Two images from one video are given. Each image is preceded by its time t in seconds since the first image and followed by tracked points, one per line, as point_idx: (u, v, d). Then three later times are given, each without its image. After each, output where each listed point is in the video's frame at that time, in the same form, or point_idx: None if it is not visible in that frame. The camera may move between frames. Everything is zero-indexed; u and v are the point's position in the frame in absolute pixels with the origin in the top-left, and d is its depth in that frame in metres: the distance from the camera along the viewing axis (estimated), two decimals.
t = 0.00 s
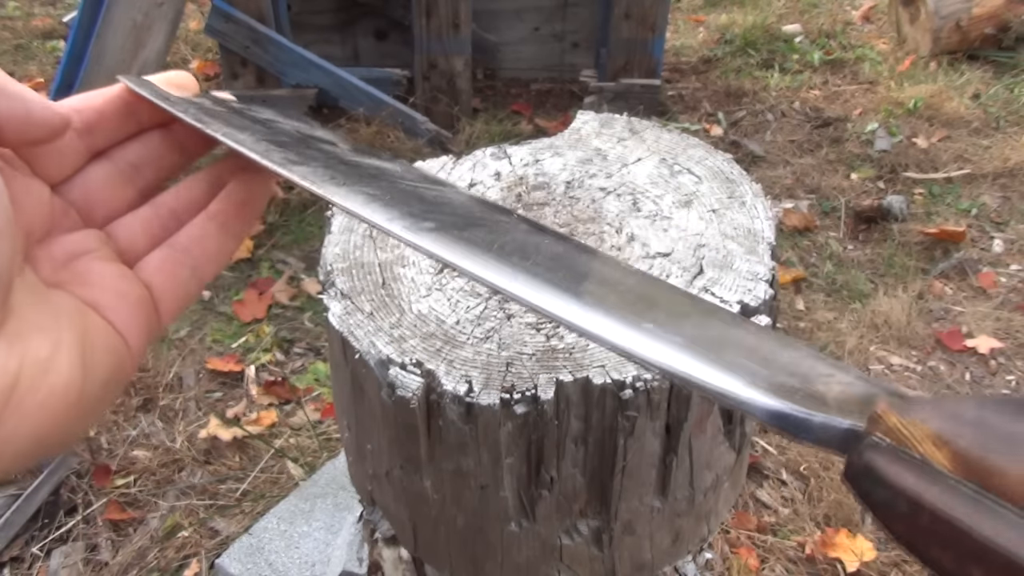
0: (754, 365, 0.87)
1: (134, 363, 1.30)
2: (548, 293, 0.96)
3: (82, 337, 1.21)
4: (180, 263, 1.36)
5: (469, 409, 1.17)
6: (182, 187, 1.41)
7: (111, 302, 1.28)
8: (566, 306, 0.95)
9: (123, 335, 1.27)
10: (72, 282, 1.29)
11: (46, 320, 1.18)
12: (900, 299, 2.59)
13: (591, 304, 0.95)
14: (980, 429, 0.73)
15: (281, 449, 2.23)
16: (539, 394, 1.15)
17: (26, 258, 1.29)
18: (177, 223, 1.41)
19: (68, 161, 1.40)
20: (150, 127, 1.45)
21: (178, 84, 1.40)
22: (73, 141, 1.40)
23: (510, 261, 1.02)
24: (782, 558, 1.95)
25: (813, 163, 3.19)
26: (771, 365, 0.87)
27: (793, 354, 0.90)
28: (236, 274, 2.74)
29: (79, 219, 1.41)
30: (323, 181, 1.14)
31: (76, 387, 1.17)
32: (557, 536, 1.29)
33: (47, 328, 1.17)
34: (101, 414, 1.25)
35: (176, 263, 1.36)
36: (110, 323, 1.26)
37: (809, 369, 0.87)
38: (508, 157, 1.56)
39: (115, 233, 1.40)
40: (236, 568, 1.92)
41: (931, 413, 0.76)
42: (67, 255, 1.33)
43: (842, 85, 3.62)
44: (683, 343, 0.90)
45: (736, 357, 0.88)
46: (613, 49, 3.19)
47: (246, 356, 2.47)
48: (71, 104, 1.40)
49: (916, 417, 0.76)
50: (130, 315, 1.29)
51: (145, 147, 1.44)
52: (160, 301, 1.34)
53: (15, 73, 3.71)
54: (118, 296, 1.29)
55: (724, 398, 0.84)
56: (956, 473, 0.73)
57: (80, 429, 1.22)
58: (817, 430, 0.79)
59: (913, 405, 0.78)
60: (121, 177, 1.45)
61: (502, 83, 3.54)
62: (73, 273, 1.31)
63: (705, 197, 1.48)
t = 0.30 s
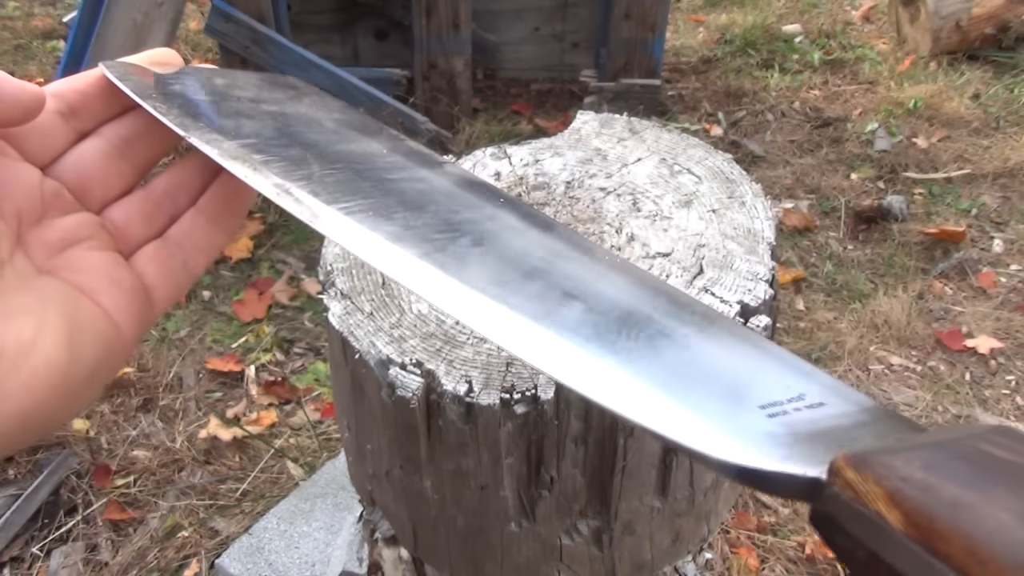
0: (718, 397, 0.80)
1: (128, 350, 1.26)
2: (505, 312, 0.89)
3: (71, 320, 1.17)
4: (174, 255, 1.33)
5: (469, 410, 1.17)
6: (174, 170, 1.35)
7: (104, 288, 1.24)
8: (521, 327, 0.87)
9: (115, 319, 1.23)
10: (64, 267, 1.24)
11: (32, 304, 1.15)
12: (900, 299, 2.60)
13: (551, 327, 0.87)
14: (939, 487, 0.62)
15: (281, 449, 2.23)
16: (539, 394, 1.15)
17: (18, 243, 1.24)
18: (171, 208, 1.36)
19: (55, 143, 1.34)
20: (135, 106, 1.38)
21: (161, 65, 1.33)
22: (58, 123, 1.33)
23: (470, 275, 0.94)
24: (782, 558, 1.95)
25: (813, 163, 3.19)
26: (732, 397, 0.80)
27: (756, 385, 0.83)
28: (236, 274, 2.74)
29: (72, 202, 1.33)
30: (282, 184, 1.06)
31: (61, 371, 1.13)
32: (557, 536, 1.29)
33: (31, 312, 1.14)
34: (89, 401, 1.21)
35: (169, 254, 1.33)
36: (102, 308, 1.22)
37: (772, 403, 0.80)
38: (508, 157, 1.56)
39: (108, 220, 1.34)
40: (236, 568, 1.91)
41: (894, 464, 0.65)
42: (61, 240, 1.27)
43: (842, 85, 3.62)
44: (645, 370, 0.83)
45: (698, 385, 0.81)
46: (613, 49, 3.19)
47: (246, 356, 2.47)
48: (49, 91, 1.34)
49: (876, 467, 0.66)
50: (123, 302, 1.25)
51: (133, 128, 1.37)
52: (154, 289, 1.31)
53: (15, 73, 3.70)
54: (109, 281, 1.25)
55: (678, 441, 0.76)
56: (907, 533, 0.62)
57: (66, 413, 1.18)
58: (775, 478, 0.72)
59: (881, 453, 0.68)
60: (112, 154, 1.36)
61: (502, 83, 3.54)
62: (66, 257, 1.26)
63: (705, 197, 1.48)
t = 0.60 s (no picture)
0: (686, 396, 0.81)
1: (129, 341, 1.24)
2: (478, 312, 0.90)
3: (71, 309, 1.15)
4: (174, 250, 1.32)
5: (469, 410, 1.17)
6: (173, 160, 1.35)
7: (105, 278, 1.23)
8: (496, 329, 0.88)
9: (115, 309, 1.22)
10: (65, 257, 1.23)
11: (31, 292, 1.14)
12: (900, 299, 2.60)
13: (521, 328, 0.89)
14: (891, 487, 0.65)
15: (281, 449, 2.23)
16: (539, 394, 1.15)
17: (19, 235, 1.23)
18: (172, 200, 1.35)
19: (55, 134, 1.33)
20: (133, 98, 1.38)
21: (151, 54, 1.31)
22: (57, 114, 1.33)
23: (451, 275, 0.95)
24: (782, 558, 1.95)
25: (813, 163, 3.19)
26: (698, 395, 0.82)
27: (725, 377, 0.84)
28: (236, 274, 2.74)
29: (74, 190, 1.32)
30: (269, 182, 1.07)
31: (61, 357, 1.12)
32: (558, 536, 1.29)
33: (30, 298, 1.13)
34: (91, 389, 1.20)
35: (171, 249, 1.32)
36: (103, 298, 1.21)
37: (739, 395, 0.82)
38: (508, 157, 1.56)
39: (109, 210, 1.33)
40: (236, 568, 1.91)
41: (849, 462, 0.68)
42: (63, 230, 1.25)
43: (842, 85, 3.62)
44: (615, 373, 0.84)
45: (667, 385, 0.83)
46: (613, 49, 3.19)
47: (246, 356, 2.47)
48: (47, 85, 1.34)
49: (837, 463, 0.69)
50: (124, 291, 1.24)
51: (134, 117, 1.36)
52: (155, 281, 1.29)
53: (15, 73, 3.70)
54: (110, 271, 1.24)
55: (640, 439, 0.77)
56: (859, 530, 0.66)
57: (67, 401, 1.17)
58: (743, 478, 0.74)
59: (839, 448, 0.70)
60: (112, 141, 1.34)
61: (502, 83, 3.54)
62: (67, 247, 1.24)
63: (705, 197, 1.48)
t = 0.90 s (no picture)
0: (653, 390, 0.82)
1: (140, 339, 1.23)
2: (452, 312, 0.92)
3: (81, 305, 1.15)
4: (186, 254, 1.31)
5: (469, 410, 1.17)
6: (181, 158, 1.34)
7: (118, 276, 1.22)
8: (468, 327, 0.90)
9: (127, 307, 1.21)
10: (77, 255, 1.22)
11: (41, 289, 1.15)
12: (900, 299, 2.60)
13: (493, 326, 0.90)
14: (838, 480, 0.65)
15: (281, 449, 2.23)
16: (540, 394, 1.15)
17: (32, 231, 1.23)
18: (184, 200, 1.35)
19: (65, 132, 1.31)
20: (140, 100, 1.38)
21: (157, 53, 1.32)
22: (66, 114, 1.32)
23: (429, 286, 0.96)
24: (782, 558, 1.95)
25: (813, 163, 3.19)
26: (664, 386, 0.83)
27: (692, 370, 0.85)
28: (236, 274, 2.74)
29: (87, 187, 1.30)
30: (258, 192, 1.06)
31: (70, 352, 1.12)
32: (557, 536, 1.29)
33: (40, 295, 1.13)
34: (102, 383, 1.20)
35: (182, 254, 1.31)
36: (114, 295, 1.20)
37: (705, 383, 0.83)
38: (508, 157, 1.56)
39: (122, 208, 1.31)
40: (236, 568, 1.91)
41: (799, 455, 0.68)
42: (77, 227, 1.24)
43: (842, 85, 3.62)
44: (589, 369, 0.86)
45: (635, 380, 0.84)
46: (613, 49, 3.19)
47: (246, 356, 2.47)
48: (57, 88, 1.33)
49: (790, 455, 0.68)
50: (137, 290, 1.23)
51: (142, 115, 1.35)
52: (167, 283, 1.28)
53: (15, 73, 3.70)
54: (122, 269, 1.23)
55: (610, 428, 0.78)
56: (808, 523, 0.67)
57: (77, 395, 1.17)
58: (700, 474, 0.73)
59: (791, 440, 0.69)
60: (122, 137, 1.33)
61: (502, 83, 3.54)
62: (80, 244, 1.23)
63: (705, 197, 1.48)
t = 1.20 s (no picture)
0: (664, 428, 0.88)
1: (144, 334, 1.23)
2: (466, 344, 0.94)
3: (84, 298, 1.15)
4: (190, 248, 1.30)
5: (469, 410, 1.17)
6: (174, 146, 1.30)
7: (121, 271, 1.21)
8: (484, 361, 0.93)
9: (130, 302, 1.20)
10: (79, 249, 1.22)
11: (44, 281, 1.14)
12: (900, 299, 2.60)
13: (507, 360, 0.94)
14: (840, 546, 0.71)
15: (281, 449, 2.23)
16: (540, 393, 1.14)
17: (35, 221, 1.23)
18: (185, 187, 1.34)
19: (63, 119, 1.31)
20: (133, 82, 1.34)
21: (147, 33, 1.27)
22: (65, 101, 1.32)
23: (440, 309, 0.97)
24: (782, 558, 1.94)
25: (813, 163, 3.19)
26: (671, 423, 0.88)
27: (697, 401, 0.91)
28: (236, 274, 2.74)
29: (88, 175, 1.30)
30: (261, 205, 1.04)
31: (72, 346, 1.12)
32: (558, 536, 1.29)
33: (42, 287, 1.13)
34: (106, 378, 1.20)
35: (186, 248, 1.29)
36: (117, 289, 1.20)
37: (709, 421, 0.88)
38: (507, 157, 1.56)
39: (124, 197, 1.30)
40: (236, 568, 1.92)
41: (802, 518, 0.73)
42: (80, 220, 1.24)
43: (842, 85, 3.62)
44: (605, 406, 0.91)
45: (646, 417, 0.89)
46: (613, 49, 3.19)
47: (246, 356, 2.47)
48: (57, 73, 1.33)
49: (793, 519, 0.74)
50: (140, 284, 1.22)
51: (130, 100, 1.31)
52: (171, 278, 1.27)
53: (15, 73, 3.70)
54: (123, 264, 1.22)
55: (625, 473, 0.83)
56: None
57: (83, 388, 1.17)
58: (703, 529, 0.79)
59: (797, 501, 0.75)
60: (117, 121, 1.30)
61: (502, 83, 3.53)
62: (84, 236, 1.23)
63: (705, 197, 1.48)
